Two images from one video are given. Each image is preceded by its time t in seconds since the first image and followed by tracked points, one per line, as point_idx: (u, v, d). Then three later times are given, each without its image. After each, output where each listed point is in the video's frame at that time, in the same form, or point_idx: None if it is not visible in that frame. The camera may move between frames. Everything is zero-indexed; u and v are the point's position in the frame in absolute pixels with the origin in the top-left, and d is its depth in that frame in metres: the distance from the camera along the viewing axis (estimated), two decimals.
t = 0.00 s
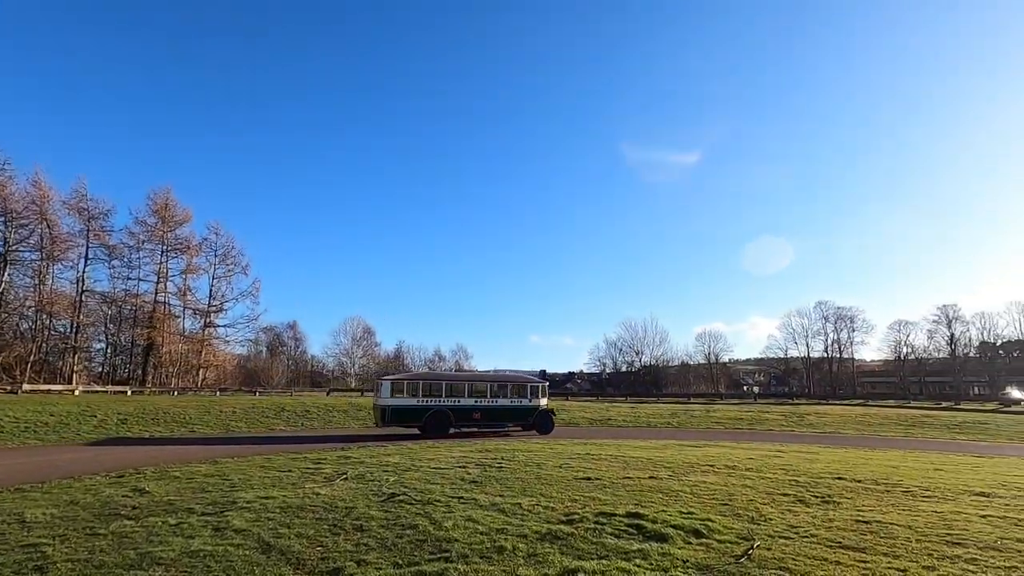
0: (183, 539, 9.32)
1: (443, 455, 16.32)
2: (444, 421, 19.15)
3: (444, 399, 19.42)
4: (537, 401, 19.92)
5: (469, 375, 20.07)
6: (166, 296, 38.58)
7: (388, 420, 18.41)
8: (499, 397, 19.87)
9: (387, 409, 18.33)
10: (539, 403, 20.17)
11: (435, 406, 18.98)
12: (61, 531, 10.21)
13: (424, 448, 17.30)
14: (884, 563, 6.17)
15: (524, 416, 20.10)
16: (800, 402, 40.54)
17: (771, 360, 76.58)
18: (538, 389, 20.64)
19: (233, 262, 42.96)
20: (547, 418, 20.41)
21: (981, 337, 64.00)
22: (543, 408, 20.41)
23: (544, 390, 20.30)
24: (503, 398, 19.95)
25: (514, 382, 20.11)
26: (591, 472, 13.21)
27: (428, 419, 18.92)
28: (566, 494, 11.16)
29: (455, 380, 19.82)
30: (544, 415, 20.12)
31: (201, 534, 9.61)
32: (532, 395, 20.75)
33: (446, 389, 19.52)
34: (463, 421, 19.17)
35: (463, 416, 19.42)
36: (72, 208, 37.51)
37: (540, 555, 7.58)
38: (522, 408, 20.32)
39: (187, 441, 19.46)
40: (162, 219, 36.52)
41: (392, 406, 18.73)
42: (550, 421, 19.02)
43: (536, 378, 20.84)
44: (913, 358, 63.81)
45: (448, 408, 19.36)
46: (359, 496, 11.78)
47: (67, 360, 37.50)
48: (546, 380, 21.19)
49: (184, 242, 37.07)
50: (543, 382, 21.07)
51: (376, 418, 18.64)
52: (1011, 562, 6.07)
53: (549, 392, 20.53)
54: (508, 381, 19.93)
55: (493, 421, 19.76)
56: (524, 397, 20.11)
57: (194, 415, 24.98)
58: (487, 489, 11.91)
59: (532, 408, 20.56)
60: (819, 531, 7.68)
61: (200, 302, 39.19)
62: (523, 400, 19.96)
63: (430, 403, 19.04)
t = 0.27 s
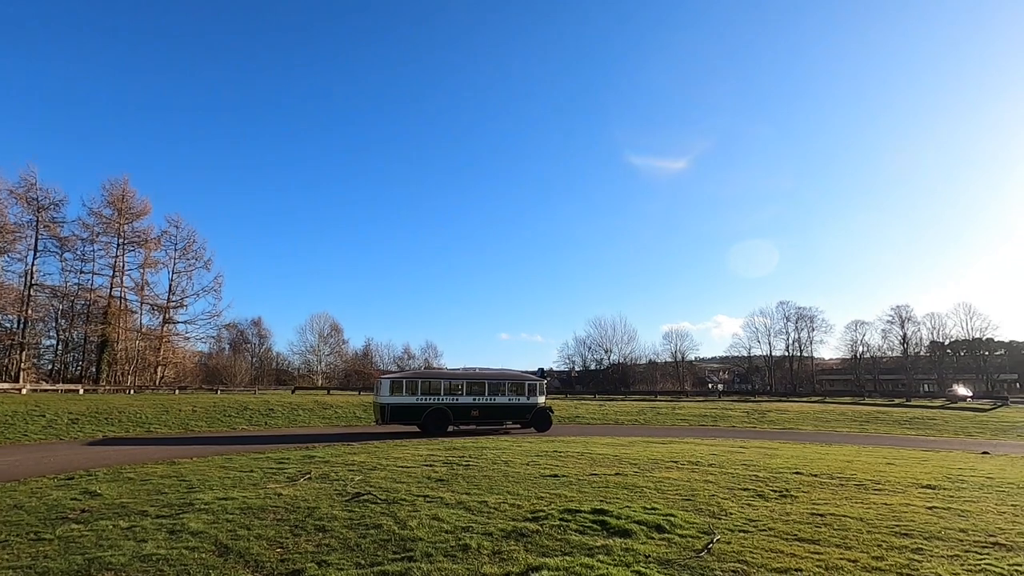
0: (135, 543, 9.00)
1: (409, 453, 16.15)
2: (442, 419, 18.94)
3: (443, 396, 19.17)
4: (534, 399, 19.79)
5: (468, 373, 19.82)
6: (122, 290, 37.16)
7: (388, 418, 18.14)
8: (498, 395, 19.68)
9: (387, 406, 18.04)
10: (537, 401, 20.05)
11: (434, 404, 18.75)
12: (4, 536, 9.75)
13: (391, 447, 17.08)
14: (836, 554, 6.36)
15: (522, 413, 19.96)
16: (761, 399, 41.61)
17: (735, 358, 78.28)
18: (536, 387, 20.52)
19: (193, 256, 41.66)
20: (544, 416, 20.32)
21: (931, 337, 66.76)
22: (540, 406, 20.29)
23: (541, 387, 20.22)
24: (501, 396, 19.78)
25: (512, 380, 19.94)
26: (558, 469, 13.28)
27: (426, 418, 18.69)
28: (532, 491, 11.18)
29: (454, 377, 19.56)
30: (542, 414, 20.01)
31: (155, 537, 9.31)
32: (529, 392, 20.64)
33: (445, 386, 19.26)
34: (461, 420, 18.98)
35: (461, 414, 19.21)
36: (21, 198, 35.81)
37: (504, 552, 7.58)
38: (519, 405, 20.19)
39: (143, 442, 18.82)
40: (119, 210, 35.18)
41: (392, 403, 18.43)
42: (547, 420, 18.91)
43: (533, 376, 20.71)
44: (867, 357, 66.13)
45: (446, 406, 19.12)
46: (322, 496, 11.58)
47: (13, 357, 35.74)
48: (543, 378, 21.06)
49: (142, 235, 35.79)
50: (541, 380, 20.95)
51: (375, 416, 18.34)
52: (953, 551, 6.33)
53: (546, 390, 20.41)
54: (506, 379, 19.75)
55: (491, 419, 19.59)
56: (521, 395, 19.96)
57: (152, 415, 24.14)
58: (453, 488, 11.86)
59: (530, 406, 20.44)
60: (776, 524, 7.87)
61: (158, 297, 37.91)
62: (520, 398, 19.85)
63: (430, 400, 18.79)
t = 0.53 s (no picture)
0: (91, 546, 8.71)
1: (381, 451, 15.99)
2: (445, 417, 19.00)
3: (446, 394, 19.26)
4: (536, 397, 19.76)
5: (471, 371, 19.87)
6: (81, 285, 35.86)
7: (392, 414, 18.37)
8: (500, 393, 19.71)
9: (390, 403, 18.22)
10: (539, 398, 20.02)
11: (437, 402, 18.86)
12: None
13: (362, 445, 16.89)
14: (798, 547, 6.50)
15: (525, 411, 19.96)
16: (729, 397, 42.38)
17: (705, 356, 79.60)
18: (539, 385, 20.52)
19: (157, 250, 40.49)
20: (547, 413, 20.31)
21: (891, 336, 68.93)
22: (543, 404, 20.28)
23: (543, 385, 20.19)
24: (504, 394, 19.80)
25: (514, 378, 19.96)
26: (530, 467, 13.30)
27: (430, 415, 18.79)
28: (503, 489, 11.17)
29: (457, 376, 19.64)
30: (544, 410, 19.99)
31: (114, 540, 9.02)
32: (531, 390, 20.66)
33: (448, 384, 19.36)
34: (464, 416, 19.01)
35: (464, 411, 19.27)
36: None
37: (474, 550, 7.55)
38: (521, 403, 20.20)
39: (103, 441, 18.23)
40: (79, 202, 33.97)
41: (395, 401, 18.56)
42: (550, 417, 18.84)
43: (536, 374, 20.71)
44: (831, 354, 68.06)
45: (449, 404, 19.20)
46: (290, 496, 11.38)
47: None
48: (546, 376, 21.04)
49: (104, 228, 34.61)
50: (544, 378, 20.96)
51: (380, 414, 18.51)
52: (908, 542, 6.52)
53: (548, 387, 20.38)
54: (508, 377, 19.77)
55: (494, 416, 19.62)
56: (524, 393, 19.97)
57: (114, 414, 23.43)
58: (424, 486, 11.78)
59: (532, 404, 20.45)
60: (741, 519, 8.01)
61: (120, 292, 36.69)
62: (523, 395, 19.83)
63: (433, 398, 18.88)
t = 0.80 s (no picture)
0: (51, 551, 8.41)
1: (356, 451, 15.77)
2: (452, 416, 18.90)
3: (454, 394, 19.09)
4: (543, 398, 19.56)
5: (479, 371, 19.64)
6: (44, 280, 34.69)
7: (401, 414, 18.22)
8: (508, 394, 19.54)
9: (399, 403, 18.07)
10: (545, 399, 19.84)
11: (445, 401, 18.73)
12: None
13: (338, 446, 16.64)
14: (768, 544, 6.57)
15: (531, 410, 19.81)
16: (703, 396, 42.98)
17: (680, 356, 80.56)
18: (545, 385, 20.32)
19: (126, 245, 39.40)
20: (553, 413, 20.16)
21: (860, 337, 70.62)
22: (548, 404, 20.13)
23: (550, 385, 20.09)
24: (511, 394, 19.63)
25: (521, 377, 19.77)
26: (506, 466, 13.24)
27: (437, 414, 18.67)
28: (480, 488, 11.10)
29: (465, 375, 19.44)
30: (551, 411, 19.81)
31: (76, 544, 8.71)
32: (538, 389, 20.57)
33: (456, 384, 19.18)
34: (471, 416, 18.92)
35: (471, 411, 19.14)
36: None
37: (449, 550, 7.48)
38: (527, 403, 20.04)
39: (68, 442, 17.64)
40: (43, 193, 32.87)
41: (403, 401, 18.40)
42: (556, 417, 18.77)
43: (542, 374, 20.49)
44: (802, 354, 69.51)
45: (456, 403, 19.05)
46: (263, 497, 11.16)
47: None
48: (552, 375, 20.85)
49: (69, 221, 33.55)
50: (549, 378, 20.77)
51: (390, 413, 18.39)
52: (875, 538, 6.64)
53: (554, 387, 20.18)
54: (515, 377, 19.57)
55: (500, 416, 19.49)
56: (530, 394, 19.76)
57: (80, 414, 22.71)
58: (399, 487, 11.63)
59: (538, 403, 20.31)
60: (714, 517, 8.09)
61: (87, 288, 35.59)
62: (529, 395, 19.72)
63: (441, 398, 18.73)
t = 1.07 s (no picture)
0: (21, 555, 8.18)
1: (338, 451, 15.61)
2: (465, 414, 19.00)
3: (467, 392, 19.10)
4: (555, 396, 19.31)
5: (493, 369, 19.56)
6: (14, 277, 33.77)
7: (414, 412, 18.37)
8: (521, 392, 19.40)
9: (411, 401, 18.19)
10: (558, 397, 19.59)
11: (457, 399, 18.86)
12: None
13: (319, 445, 16.45)
14: (747, 538, 6.61)
15: (544, 409, 19.61)
16: (685, 393, 43.35)
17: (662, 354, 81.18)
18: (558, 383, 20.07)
19: (100, 242, 38.54)
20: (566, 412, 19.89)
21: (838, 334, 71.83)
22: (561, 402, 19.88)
23: (562, 382, 19.77)
24: (524, 392, 19.49)
25: (534, 376, 19.57)
26: (489, 464, 13.20)
27: (450, 413, 18.84)
28: (463, 486, 11.05)
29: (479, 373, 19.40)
30: (564, 410, 19.51)
31: (47, 548, 8.48)
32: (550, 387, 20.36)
33: (469, 382, 19.19)
34: (483, 414, 18.97)
35: (485, 409, 19.12)
36: None
37: (431, 549, 7.42)
38: (540, 401, 19.86)
39: (40, 444, 17.19)
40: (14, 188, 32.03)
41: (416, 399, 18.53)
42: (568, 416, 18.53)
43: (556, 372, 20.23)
44: (782, 352, 70.51)
45: (469, 401, 19.07)
46: (242, 498, 10.99)
47: None
48: (566, 374, 20.58)
49: (41, 217, 32.70)
50: (562, 377, 20.50)
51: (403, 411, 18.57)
52: (850, 531, 6.73)
53: (567, 385, 19.87)
54: (527, 375, 19.40)
55: (513, 414, 19.40)
56: (543, 392, 19.54)
57: (53, 415, 22.17)
58: (382, 485, 11.53)
59: (551, 402, 20.10)
60: (694, 512, 8.13)
61: (59, 286, 34.72)
62: (542, 393, 19.52)
63: (454, 396, 18.77)
